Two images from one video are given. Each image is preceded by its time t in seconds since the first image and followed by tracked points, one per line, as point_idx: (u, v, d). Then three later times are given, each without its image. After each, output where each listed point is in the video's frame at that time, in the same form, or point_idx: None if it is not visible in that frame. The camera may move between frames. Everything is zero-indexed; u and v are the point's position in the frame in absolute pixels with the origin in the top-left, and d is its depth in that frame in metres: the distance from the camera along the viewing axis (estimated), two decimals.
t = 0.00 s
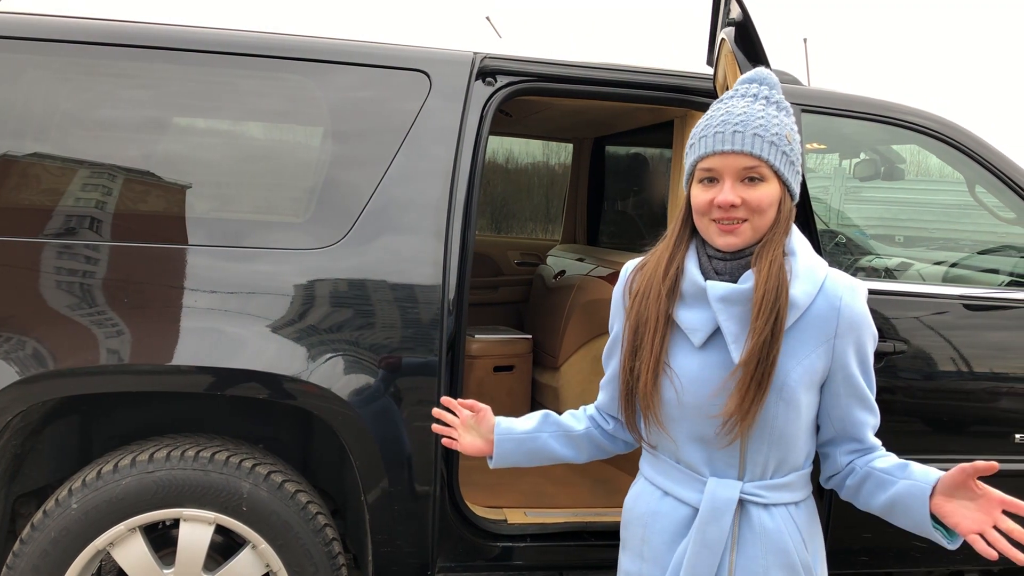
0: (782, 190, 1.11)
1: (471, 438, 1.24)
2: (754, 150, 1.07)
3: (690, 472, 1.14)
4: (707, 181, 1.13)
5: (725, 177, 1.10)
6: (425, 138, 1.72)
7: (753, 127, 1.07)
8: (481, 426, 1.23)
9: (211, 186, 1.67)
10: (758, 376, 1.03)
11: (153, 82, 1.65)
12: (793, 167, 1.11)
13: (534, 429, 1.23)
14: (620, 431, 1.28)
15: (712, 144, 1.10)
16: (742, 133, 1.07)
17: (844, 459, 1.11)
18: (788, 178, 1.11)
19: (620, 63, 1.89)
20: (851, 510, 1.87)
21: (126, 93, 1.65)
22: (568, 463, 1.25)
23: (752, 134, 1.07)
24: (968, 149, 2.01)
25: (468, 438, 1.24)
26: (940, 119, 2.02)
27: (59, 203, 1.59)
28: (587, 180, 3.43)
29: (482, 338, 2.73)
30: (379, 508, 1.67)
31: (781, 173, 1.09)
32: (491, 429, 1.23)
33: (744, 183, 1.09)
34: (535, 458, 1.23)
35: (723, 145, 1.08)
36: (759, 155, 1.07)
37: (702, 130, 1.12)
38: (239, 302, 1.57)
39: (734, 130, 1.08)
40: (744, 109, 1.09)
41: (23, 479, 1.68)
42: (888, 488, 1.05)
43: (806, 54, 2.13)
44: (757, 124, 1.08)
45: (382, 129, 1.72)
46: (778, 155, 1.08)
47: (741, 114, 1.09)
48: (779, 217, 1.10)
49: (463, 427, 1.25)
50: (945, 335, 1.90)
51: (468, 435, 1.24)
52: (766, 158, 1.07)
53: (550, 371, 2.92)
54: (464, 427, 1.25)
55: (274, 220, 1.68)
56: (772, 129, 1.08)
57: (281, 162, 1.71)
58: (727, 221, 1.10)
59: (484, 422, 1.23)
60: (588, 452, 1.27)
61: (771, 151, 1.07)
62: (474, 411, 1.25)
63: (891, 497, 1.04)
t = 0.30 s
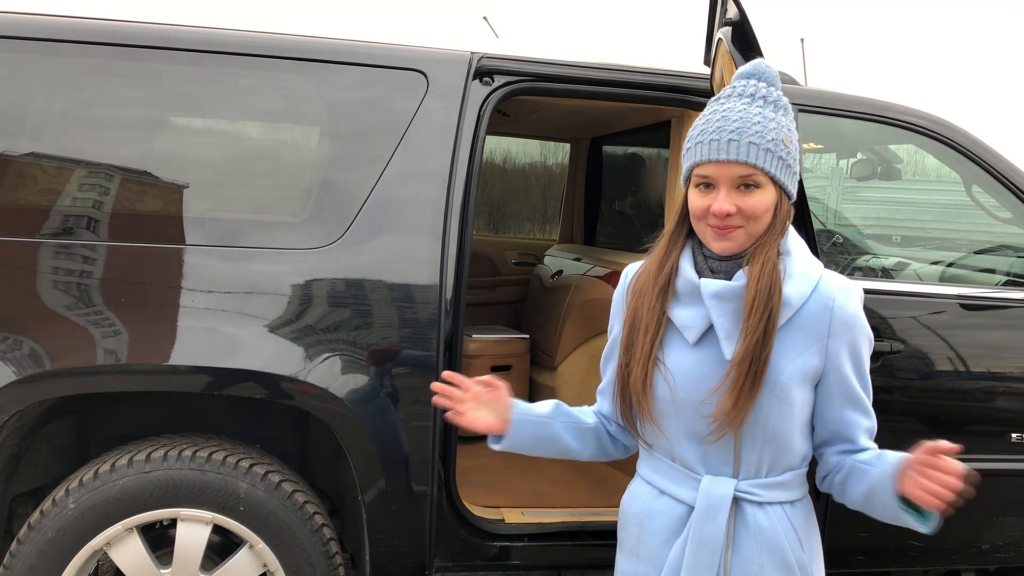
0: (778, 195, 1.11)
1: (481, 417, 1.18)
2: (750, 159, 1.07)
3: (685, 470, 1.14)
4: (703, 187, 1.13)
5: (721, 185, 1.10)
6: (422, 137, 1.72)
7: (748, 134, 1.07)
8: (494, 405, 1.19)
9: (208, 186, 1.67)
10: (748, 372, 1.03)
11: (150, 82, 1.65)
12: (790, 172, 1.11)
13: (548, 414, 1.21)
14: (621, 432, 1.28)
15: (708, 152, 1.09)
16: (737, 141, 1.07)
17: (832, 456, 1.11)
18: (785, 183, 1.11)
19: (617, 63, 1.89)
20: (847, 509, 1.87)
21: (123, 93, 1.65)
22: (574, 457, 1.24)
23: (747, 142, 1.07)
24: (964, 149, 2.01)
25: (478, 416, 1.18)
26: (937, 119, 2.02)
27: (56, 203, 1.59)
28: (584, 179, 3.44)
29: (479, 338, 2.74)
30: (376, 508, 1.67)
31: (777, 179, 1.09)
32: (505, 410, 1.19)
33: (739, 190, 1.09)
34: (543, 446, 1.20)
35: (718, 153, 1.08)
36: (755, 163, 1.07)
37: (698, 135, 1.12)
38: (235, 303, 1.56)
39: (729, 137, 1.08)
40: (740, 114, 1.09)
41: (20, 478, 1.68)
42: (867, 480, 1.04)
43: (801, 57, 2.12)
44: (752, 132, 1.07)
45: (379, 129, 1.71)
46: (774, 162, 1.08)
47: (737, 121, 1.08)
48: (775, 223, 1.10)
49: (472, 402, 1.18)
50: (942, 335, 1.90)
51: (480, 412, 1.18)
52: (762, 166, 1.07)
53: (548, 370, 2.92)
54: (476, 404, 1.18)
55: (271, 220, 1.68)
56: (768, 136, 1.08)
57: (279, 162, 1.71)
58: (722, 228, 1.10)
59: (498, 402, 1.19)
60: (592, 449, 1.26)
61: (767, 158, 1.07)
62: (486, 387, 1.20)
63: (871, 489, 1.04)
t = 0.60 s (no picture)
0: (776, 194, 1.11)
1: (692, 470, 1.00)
2: (747, 158, 1.07)
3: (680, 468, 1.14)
4: (700, 185, 1.13)
5: (718, 183, 1.10)
6: (419, 137, 1.72)
7: (746, 134, 1.07)
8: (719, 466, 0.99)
9: (206, 186, 1.67)
10: (741, 373, 1.04)
11: (148, 82, 1.65)
12: (787, 172, 1.11)
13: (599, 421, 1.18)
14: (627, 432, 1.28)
15: (705, 150, 1.10)
16: (735, 141, 1.07)
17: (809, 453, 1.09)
18: (782, 183, 1.11)
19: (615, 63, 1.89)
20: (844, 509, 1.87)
21: (121, 93, 1.65)
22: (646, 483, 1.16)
23: (745, 142, 1.07)
24: (962, 149, 2.01)
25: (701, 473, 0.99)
26: (936, 120, 2.03)
27: (53, 203, 1.59)
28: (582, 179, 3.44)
29: (476, 338, 2.74)
30: (374, 508, 1.67)
31: (774, 179, 1.09)
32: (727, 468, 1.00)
33: (736, 189, 1.09)
34: (599, 462, 1.14)
35: (716, 152, 1.08)
36: (752, 162, 1.07)
37: (697, 134, 1.12)
38: (233, 303, 1.56)
39: (727, 136, 1.08)
40: (738, 114, 1.09)
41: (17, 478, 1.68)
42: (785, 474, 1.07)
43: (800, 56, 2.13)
44: (750, 131, 1.07)
45: (376, 129, 1.71)
46: (771, 161, 1.08)
47: (735, 120, 1.08)
48: (771, 222, 1.10)
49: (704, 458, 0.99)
50: (939, 335, 1.91)
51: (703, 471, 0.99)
52: (759, 165, 1.07)
53: (545, 370, 2.92)
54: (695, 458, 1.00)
55: (268, 221, 1.67)
56: (765, 135, 1.08)
57: (277, 162, 1.71)
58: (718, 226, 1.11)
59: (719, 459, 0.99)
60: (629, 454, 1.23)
61: (764, 158, 1.07)
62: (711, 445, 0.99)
63: (813, 487, 1.02)
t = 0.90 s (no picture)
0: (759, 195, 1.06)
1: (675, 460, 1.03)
2: (719, 156, 1.04)
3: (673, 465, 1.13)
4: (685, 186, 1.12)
5: (695, 182, 1.08)
6: (416, 138, 1.72)
7: (721, 133, 1.05)
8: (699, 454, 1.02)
9: (203, 186, 1.67)
10: (728, 381, 1.03)
11: (145, 83, 1.65)
12: (771, 171, 1.04)
13: (601, 418, 1.20)
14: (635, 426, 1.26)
15: (685, 149, 1.09)
16: (706, 139, 1.06)
17: (802, 458, 1.07)
18: (764, 182, 1.05)
19: (611, 63, 1.90)
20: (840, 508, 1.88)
21: (118, 94, 1.65)
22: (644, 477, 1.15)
23: (719, 141, 1.05)
24: (958, 149, 2.01)
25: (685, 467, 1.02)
26: (929, 119, 2.02)
27: (51, 203, 1.59)
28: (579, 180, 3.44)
29: (474, 338, 2.74)
30: (371, 509, 1.67)
31: (750, 177, 1.04)
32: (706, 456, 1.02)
33: (710, 188, 1.06)
34: (599, 459, 1.15)
35: (690, 151, 1.08)
36: (720, 158, 1.04)
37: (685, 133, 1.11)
38: (230, 303, 1.56)
39: (700, 135, 1.07)
40: (717, 114, 1.08)
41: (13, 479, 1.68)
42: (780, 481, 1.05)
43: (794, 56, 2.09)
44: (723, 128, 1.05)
45: (373, 129, 1.72)
46: (743, 157, 1.03)
47: (715, 120, 1.07)
48: (751, 223, 1.06)
49: (684, 451, 1.02)
50: (936, 335, 1.91)
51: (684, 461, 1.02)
52: (728, 161, 1.04)
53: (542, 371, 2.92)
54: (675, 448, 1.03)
55: (266, 221, 1.68)
56: (738, 132, 1.05)
57: (274, 162, 1.71)
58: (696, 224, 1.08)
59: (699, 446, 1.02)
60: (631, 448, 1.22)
61: (733, 154, 1.04)
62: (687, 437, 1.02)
63: (795, 494, 1.01)
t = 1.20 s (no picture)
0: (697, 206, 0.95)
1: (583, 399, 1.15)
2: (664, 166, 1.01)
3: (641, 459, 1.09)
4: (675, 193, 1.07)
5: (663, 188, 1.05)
6: (415, 138, 1.72)
7: (673, 143, 1.00)
8: (625, 444, 0.98)
9: (201, 187, 1.67)
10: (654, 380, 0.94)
11: (143, 83, 1.65)
12: (698, 180, 0.94)
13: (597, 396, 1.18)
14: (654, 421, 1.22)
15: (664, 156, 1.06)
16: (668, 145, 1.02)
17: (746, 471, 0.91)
18: (695, 193, 0.95)
19: (609, 63, 1.90)
20: (838, 508, 1.88)
21: (115, 94, 1.64)
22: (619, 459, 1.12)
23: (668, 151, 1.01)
24: (955, 150, 2.01)
25: (611, 455, 1.00)
26: (926, 118, 2.02)
27: (49, 204, 1.59)
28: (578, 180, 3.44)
29: (472, 338, 2.74)
30: (370, 509, 1.67)
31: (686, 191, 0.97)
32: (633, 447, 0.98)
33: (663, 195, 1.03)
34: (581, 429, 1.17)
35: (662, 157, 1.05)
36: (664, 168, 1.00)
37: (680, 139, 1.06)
38: (228, 303, 1.56)
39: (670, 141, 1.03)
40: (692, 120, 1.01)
41: (11, 480, 1.67)
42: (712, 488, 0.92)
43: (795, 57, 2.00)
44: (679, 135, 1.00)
45: (371, 129, 1.71)
46: (676, 166, 0.97)
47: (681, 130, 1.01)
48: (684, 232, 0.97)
49: (609, 441, 1.00)
50: (934, 335, 1.91)
51: (573, 393, 1.12)
52: (667, 170, 0.99)
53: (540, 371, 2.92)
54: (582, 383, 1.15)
55: (264, 221, 1.67)
56: (687, 139, 0.98)
57: (271, 162, 1.71)
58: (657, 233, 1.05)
59: (623, 437, 0.98)
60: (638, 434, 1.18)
61: (672, 162, 0.99)
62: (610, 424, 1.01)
63: (709, 502, 0.89)
